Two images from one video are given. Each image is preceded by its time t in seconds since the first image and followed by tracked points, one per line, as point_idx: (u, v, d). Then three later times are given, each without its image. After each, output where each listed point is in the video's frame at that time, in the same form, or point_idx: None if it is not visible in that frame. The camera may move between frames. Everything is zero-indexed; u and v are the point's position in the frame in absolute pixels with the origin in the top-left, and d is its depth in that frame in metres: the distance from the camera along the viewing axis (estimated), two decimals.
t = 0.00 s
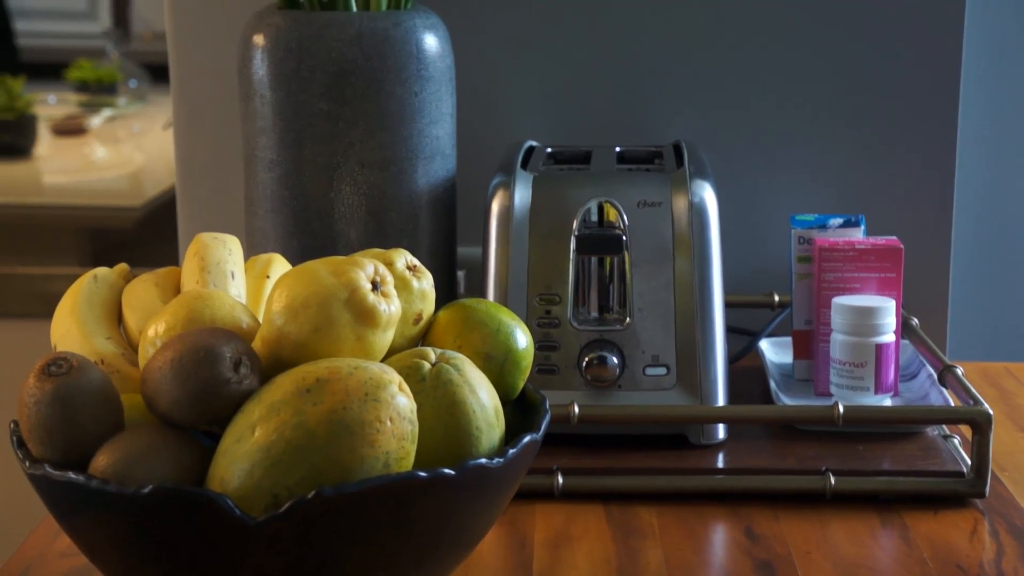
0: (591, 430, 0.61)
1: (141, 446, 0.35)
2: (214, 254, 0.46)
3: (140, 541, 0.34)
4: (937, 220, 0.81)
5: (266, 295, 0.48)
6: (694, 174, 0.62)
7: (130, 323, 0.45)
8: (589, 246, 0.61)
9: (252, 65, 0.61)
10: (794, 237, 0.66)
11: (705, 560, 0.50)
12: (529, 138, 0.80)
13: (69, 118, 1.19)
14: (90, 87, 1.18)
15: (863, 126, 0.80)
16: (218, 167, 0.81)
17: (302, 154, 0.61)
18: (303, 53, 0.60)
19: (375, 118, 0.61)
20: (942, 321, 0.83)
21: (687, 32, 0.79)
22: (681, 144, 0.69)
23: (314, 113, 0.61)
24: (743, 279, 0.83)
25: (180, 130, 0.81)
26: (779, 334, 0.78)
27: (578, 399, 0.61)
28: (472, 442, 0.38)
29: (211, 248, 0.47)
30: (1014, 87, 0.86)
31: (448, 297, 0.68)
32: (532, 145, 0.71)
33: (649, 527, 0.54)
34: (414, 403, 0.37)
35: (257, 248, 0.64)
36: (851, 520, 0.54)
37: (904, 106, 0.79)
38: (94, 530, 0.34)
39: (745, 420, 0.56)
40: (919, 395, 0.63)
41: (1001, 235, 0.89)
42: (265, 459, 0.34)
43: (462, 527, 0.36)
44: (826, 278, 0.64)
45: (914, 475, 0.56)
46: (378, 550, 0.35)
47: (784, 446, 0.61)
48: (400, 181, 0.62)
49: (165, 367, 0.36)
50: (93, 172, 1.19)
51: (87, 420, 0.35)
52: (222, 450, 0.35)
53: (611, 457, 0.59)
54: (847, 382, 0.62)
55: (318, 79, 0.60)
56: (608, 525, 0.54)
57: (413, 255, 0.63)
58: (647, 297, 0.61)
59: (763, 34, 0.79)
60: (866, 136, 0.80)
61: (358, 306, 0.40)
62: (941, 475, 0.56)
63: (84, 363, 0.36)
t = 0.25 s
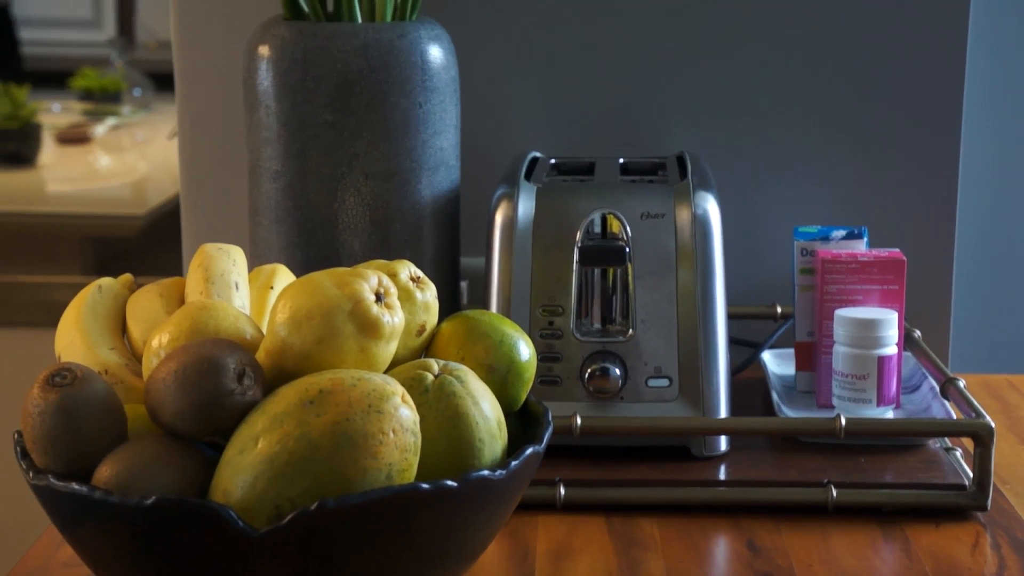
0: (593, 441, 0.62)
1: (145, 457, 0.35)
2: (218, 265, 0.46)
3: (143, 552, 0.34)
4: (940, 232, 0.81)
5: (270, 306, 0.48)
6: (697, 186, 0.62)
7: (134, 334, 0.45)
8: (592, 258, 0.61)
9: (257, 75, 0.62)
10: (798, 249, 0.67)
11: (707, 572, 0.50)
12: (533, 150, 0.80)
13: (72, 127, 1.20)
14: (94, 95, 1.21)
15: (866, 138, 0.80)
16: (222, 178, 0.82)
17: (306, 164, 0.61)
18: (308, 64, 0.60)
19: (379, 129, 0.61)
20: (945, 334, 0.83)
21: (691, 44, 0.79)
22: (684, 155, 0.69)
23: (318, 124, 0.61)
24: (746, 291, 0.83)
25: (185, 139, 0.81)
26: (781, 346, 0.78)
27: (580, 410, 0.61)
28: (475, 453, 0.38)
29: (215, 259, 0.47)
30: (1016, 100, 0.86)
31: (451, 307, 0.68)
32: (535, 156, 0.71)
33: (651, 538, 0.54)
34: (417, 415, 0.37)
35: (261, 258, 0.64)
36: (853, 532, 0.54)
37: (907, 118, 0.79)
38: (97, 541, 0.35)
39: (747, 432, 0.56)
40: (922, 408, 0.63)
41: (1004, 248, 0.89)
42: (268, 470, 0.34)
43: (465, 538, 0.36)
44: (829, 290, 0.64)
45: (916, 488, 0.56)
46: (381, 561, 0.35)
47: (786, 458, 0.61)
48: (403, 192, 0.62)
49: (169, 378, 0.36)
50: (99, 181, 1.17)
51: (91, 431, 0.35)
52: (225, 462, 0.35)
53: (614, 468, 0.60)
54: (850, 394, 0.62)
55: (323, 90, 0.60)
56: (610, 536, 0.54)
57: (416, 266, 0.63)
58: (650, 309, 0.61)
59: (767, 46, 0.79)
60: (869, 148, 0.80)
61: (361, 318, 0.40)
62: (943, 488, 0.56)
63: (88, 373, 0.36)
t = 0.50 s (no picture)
0: (592, 462, 0.62)
1: (145, 479, 0.35)
2: (218, 287, 0.47)
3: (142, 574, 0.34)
4: (938, 252, 0.81)
5: (270, 328, 0.48)
6: (696, 207, 0.63)
7: (134, 356, 0.45)
8: (591, 279, 0.62)
9: (258, 97, 0.62)
10: (796, 270, 0.67)
11: None
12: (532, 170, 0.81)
13: (73, 145, 1.20)
14: (95, 113, 1.21)
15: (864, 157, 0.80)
16: (222, 199, 0.82)
17: (307, 185, 0.62)
18: (308, 85, 0.60)
19: (379, 150, 0.61)
20: (943, 354, 0.83)
21: (691, 64, 0.80)
22: (682, 176, 0.69)
23: (318, 145, 0.61)
24: (744, 311, 0.83)
25: (186, 158, 0.81)
26: (780, 366, 0.78)
27: (580, 430, 0.61)
28: (474, 475, 0.38)
29: (215, 281, 0.47)
30: (1013, 121, 0.86)
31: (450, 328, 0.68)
32: (535, 177, 0.72)
33: (650, 560, 0.54)
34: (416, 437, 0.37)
35: (261, 279, 0.65)
36: (852, 553, 0.54)
37: (906, 138, 0.80)
38: (97, 563, 0.35)
39: (746, 453, 0.56)
40: (920, 429, 0.63)
41: (1002, 268, 0.89)
42: (268, 493, 0.34)
43: (464, 559, 0.36)
44: (827, 310, 0.64)
45: (915, 509, 0.56)
46: None
47: (785, 479, 0.61)
48: (403, 212, 0.63)
49: (170, 400, 0.36)
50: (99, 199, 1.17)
51: (91, 454, 0.35)
52: (225, 484, 0.35)
53: (613, 489, 0.60)
54: (848, 415, 0.62)
55: (323, 111, 0.61)
56: (609, 558, 0.54)
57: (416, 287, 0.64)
58: (648, 330, 0.61)
59: (766, 66, 0.79)
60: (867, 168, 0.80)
61: (360, 339, 0.41)
62: (942, 509, 0.56)
63: (89, 396, 0.36)
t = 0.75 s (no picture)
0: (591, 478, 0.62)
1: (144, 495, 0.35)
2: (218, 303, 0.47)
3: None
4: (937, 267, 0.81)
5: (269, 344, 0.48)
6: (694, 223, 0.63)
7: (134, 372, 0.45)
8: (590, 295, 0.62)
9: (258, 114, 0.62)
10: (794, 286, 0.67)
11: None
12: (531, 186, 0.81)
13: (74, 160, 1.20)
14: (95, 129, 1.21)
15: (862, 173, 0.81)
16: (223, 215, 0.82)
17: (306, 202, 0.62)
18: (308, 102, 0.61)
19: (378, 166, 0.61)
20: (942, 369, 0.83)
21: (689, 80, 0.80)
22: (681, 193, 0.70)
23: (318, 162, 0.61)
24: (743, 326, 0.83)
25: (186, 174, 0.81)
26: (779, 382, 0.79)
27: (579, 446, 0.61)
28: (473, 490, 0.38)
29: (215, 297, 0.47)
30: (1010, 137, 0.87)
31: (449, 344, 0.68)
32: (533, 193, 0.72)
33: None
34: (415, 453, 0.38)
35: (261, 296, 0.65)
36: (850, 569, 0.54)
37: (904, 154, 0.80)
38: None
39: (744, 468, 0.56)
40: (918, 445, 0.64)
41: (1000, 284, 0.89)
42: (267, 508, 0.34)
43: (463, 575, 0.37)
44: (825, 326, 0.65)
45: (914, 525, 0.56)
46: None
47: (784, 495, 0.61)
48: (403, 229, 0.63)
49: (170, 417, 0.36)
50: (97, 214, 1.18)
51: (91, 470, 0.36)
52: (225, 499, 0.35)
53: (612, 505, 0.60)
54: (846, 430, 0.62)
55: (323, 128, 0.61)
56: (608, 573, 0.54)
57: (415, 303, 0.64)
58: (646, 346, 0.61)
59: (764, 82, 0.80)
60: (866, 183, 0.81)
61: (360, 356, 0.41)
62: (940, 525, 0.56)
63: (89, 412, 0.36)
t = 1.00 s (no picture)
0: (593, 495, 0.62)
1: (147, 513, 0.35)
2: (220, 321, 0.47)
3: None
4: (937, 284, 0.82)
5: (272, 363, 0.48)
6: (695, 242, 0.63)
7: (138, 390, 0.46)
8: (590, 312, 0.62)
9: (261, 133, 0.63)
10: (794, 303, 0.67)
11: None
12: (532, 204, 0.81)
13: (76, 177, 1.21)
14: (97, 146, 1.21)
15: (862, 191, 0.81)
16: (225, 233, 0.82)
17: (309, 220, 0.62)
18: (310, 121, 0.61)
19: (379, 185, 0.62)
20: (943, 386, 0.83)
21: (690, 97, 0.80)
22: (681, 211, 0.70)
23: (320, 180, 0.61)
24: (745, 343, 0.84)
25: (188, 192, 0.82)
26: (781, 399, 0.79)
27: (581, 463, 0.61)
28: (475, 508, 0.38)
29: (218, 315, 0.47)
30: (1009, 155, 0.87)
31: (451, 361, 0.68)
32: (534, 210, 0.72)
33: None
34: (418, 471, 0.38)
35: (263, 314, 0.65)
36: None
37: (904, 170, 0.80)
38: None
39: (746, 485, 0.56)
40: (919, 461, 0.64)
41: (1000, 301, 0.89)
42: (270, 526, 0.34)
43: None
44: (825, 343, 0.65)
45: (916, 542, 0.56)
46: None
47: (786, 513, 0.61)
48: (405, 247, 0.63)
49: (173, 435, 0.36)
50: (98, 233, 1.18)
51: (95, 488, 0.36)
52: (228, 518, 0.35)
53: (614, 522, 0.60)
54: (848, 447, 0.62)
55: (325, 147, 0.61)
56: None
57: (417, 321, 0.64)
58: (647, 363, 0.61)
59: (765, 98, 0.80)
60: (866, 200, 0.81)
61: (362, 374, 0.41)
62: (943, 542, 0.56)
63: (93, 431, 0.37)
